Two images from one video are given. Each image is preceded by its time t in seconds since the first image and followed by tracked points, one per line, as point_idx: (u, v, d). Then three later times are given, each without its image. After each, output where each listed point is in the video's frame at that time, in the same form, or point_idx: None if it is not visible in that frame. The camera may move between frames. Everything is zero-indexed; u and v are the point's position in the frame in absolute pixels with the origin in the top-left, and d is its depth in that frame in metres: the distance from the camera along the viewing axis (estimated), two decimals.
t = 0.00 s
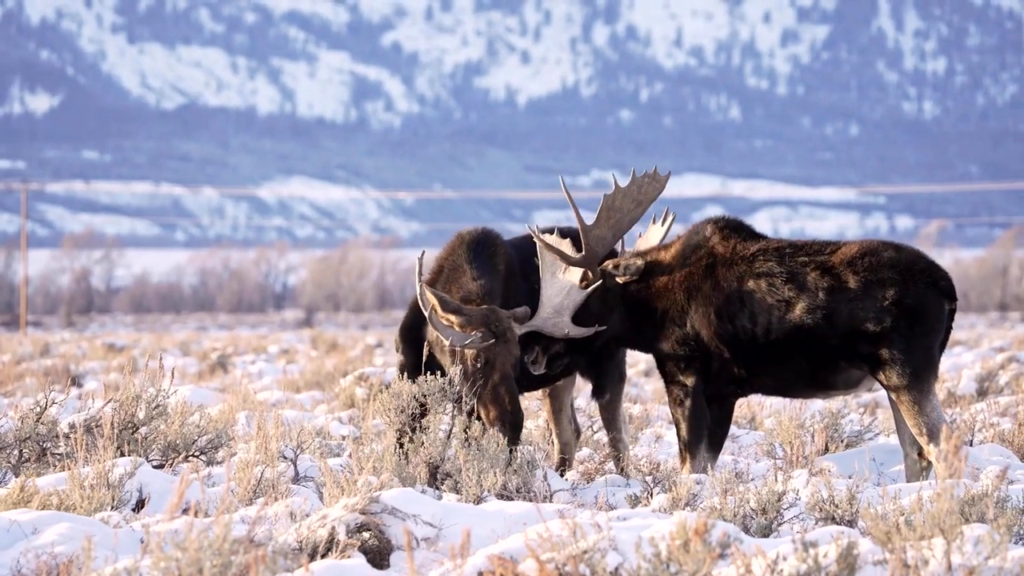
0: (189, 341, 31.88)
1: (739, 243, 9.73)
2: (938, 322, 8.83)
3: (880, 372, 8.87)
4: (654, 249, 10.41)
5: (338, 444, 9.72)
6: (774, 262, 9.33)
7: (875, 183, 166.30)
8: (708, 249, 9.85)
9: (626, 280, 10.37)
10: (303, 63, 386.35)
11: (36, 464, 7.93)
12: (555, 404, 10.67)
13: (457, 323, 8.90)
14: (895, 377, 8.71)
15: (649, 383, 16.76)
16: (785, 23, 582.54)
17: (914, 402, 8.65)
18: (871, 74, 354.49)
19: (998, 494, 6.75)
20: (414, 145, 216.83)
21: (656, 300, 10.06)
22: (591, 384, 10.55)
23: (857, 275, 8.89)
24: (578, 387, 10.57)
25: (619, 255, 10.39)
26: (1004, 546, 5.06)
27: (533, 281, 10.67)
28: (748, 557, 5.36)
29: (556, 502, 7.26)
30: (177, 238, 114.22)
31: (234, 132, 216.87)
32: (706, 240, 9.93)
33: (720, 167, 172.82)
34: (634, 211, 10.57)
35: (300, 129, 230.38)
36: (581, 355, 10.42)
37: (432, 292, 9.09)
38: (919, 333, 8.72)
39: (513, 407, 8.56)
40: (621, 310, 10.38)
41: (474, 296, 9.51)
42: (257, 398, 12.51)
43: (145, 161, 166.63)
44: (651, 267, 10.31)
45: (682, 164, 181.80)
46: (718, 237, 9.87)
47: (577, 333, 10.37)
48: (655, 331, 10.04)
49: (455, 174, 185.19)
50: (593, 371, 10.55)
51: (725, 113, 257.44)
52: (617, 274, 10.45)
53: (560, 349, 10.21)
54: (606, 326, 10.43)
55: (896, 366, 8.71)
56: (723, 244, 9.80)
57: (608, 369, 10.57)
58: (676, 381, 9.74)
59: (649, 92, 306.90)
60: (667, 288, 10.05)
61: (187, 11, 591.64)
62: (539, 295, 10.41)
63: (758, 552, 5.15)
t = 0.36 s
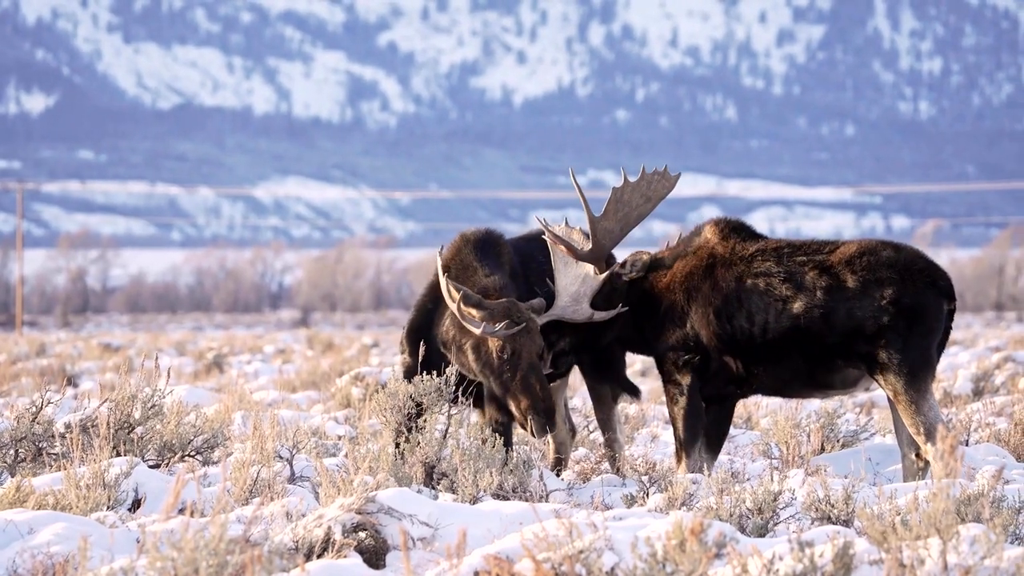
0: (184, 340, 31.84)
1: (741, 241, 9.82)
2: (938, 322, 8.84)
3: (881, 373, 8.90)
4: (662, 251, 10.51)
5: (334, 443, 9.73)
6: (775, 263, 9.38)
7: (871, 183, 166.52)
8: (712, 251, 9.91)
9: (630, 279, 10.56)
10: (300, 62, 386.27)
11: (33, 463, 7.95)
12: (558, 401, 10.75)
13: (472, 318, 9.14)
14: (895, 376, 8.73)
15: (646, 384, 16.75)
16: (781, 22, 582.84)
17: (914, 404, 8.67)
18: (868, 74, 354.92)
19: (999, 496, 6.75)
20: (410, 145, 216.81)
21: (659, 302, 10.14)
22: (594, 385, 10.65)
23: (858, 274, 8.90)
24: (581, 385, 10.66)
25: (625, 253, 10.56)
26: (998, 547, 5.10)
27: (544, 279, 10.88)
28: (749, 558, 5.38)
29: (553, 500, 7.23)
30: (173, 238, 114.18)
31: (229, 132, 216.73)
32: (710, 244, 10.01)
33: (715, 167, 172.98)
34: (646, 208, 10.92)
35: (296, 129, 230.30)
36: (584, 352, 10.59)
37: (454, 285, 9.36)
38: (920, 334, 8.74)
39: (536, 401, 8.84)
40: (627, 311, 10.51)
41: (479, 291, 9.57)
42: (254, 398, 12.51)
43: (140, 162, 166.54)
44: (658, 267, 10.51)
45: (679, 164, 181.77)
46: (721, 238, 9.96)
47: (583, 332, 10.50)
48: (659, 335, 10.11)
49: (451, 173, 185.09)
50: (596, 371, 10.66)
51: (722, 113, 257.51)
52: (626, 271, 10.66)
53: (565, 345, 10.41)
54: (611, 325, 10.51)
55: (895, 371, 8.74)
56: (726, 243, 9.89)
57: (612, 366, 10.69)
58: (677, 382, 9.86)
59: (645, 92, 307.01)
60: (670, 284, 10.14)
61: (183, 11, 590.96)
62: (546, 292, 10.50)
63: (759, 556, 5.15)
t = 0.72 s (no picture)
0: (181, 341, 31.95)
1: (740, 240, 9.86)
2: (937, 324, 8.86)
3: (878, 374, 8.91)
4: (664, 250, 10.55)
5: (331, 443, 9.74)
6: (775, 262, 9.39)
7: (867, 184, 166.76)
8: (712, 251, 9.95)
9: (633, 278, 10.62)
10: (296, 62, 386.50)
11: (28, 464, 7.93)
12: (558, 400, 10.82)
13: (474, 313, 9.21)
14: (892, 376, 8.75)
15: (643, 383, 16.79)
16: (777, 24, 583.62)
17: (911, 404, 8.68)
18: (864, 75, 355.85)
19: (993, 496, 6.77)
20: (406, 145, 216.80)
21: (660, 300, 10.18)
22: (593, 383, 10.75)
23: (857, 273, 8.93)
24: (578, 382, 10.79)
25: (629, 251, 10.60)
26: (995, 545, 5.09)
27: (544, 277, 10.91)
28: (743, 555, 5.37)
29: (548, 504, 7.24)
30: (169, 238, 114.15)
31: (226, 132, 216.75)
32: (711, 243, 10.03)
33: (712, 169, 173.21)
34: (650, 207, 11.01)
35: (293, 129, 230.34)
36: (584, 350, 10.66)
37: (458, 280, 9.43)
38: (918, 333, 8.75)
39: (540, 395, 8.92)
40: (628, 307, 10.60)
41: (478, 289, 9.64)
42: (251, 398, 12.56)
43: (137, 162, 166.53)
44: (660, 263, 10.63)
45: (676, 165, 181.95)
46: (722, 238, 9.97)
47: (582, 328, 10.58)
48: (658, 334, 10.14)
49: (448, 174, 185.18)
50: (594, 367, 10.76)
51: (718, 113, 257.91)
52: (630, 269, 10.76)
53: (565, 342, 10.52)
54: (612, 324, 10.57)
55: (894, 370, 8.74)
56: (726, 242, 9.92)
57: (611, 364, 10.80)
58: (676, 380, 9.86)
59: (642, 92, 307.51)
60: (670, 284, 10.17)
61: (179, 12, 590.81)
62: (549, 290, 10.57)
63: (755, 554, 5.15)
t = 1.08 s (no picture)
0: (181, 341, 31.92)
1: (745, 240, 9.86)
2: (943, 327, 8.82)
3: (882, 375, 8.90)
4: (666, 249, 10.57)
5: (332, 443, 9.73)
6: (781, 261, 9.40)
7: (868, 183, 166.55)
8: (716, 251, 9.95)
9: (634, 275, 10.65)
10: (297, 62, 386.47)
11: (29, 463, 7.93)
12: (555, 396, 10.85)
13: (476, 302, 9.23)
14: (899, 378, 8.73)
15: (644, 383, 16.72)
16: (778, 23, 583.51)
17: (917, 402, 8.65)
18: (865, 74, 355.66)
19: (994, 496, 6.75)
20: (406, 145, 216.72)
21: (663, 297, 10.20)
22: (591, 377, 10.76)
23: (865, 275, 8.89)
24: (574, 377, 10.80)
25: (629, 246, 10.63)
26: (995, 545, 5.11)
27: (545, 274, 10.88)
28: (746, 555, 5.36)
29: (550, 502, 7.23)
30: (170, 238, 114.03)
31: (226, 132, 216.66)
32: (715, 240, 10.04)
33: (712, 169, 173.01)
34: (654, 202, 11.04)
35: (293, 129, 230.27)
36: (583, 344, 10.68)
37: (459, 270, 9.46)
38: (924, 335, 8.74)
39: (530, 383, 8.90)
40: (626, 300, 10.62)
41: (476, 281, 9.62)
42: (252, 397, 12.56)
43: (137, 162, 166.43)
44: (662, 257, 10.63)
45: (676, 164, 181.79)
46: (727, 239, 10.00)
47: (580, 322, 10.61)
48: (660, 333, 10.14)
49: (448, 173, 185.10)
50: (588, 358, 10.80)
51: (719, 112, 257.66)
52: (630, 263, 10.78)
53: (557, 330, 10.54)
54: (610, 318, 10.61)
55: (898, 372, 8.74)
56: (731, 239, 9.94)
57: (608, 358, 10.82)
58: (677, 378, 9.86)
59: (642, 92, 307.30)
60: (671, 281, 10.19)
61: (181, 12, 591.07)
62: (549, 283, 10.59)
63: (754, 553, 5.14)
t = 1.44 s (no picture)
0: (186, 341, 32.03)
1: (747, 242, 9.88)
2: (946, 327, 8.83)
3: (888, 375, 8.89)
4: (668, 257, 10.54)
5: (335, 444, 9.74)
6: (785, 261, 9.40)
7: (871, 184, 166.45)
8: (718, 253, 9.96)
9: (633, 286, 10.62)
10: (301, 64, 386.84)
11: (33, 465, 7.95)
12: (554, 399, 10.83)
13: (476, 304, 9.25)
14: (900, 379, 8.75)
15: (649, 383, 16.72)
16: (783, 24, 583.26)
17: (920, 400, 8.65)
18: (869, 75, 355.76)
19: (995, 497, 6.75)
20: (410, 145, 216.82)
21: (665, 300, 10.18)
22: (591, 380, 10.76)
23: (871, 274, 8.91)
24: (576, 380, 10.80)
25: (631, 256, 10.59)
26: (1000, 547, 5.09)
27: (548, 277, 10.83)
28: (748, 555, 5.39)
29: (553, 502, 7.25)
30: (174, 238, 114.16)
31: (229, 132, 216.88)
32: (716, 243, 10.06)
33: (715, 169, 173.06)
34: (655, 217, 11.03)
35: (297, 130, 230.56)
36: (583, 351, 10.66)
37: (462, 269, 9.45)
38: (929, 337, 8.74)
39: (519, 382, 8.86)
40: (627, 304, 10.62)
41: (477, 276, 9.61)
42: (255, 398, 12.57)
43: (141, 163, 166.60)
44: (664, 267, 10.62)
45: (678, 165, 181.84)
46: (729, 241, 10.01)
47: (582, 328, 10.58)
48: (662, 339, 10.16)
49: (452, 174, 185.21)
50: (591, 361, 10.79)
51: (722, 113, 257.73)
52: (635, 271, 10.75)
53: (560, 338, 10.53)
54: (610, 325, 10.59)
55: (903, 371, 8.73)
56: (733, 243, 9.97)
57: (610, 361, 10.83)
58: (678, 389, 9.85)
59: (645, 92, 307.71)
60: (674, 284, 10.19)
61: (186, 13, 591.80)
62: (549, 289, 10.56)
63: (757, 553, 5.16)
